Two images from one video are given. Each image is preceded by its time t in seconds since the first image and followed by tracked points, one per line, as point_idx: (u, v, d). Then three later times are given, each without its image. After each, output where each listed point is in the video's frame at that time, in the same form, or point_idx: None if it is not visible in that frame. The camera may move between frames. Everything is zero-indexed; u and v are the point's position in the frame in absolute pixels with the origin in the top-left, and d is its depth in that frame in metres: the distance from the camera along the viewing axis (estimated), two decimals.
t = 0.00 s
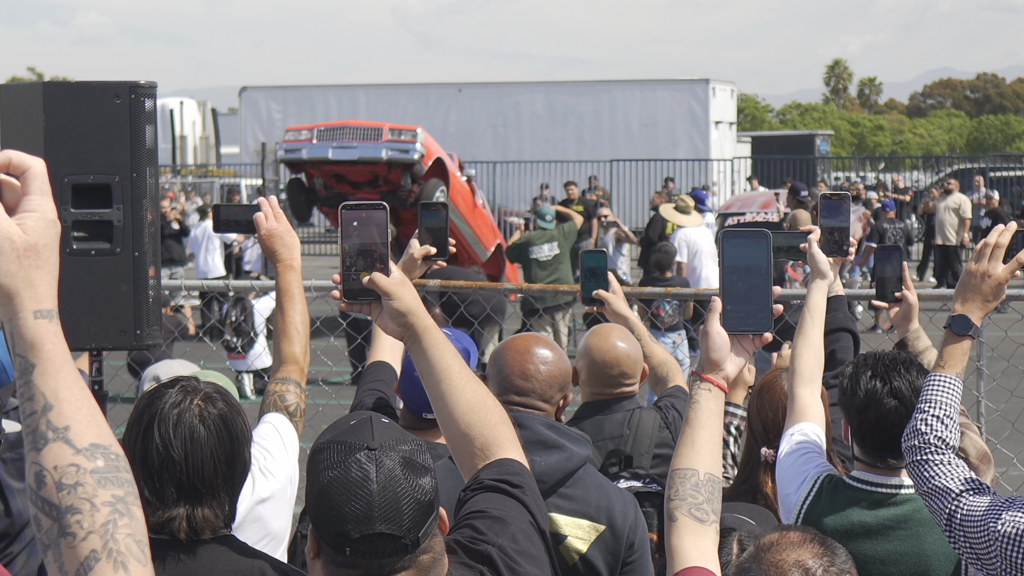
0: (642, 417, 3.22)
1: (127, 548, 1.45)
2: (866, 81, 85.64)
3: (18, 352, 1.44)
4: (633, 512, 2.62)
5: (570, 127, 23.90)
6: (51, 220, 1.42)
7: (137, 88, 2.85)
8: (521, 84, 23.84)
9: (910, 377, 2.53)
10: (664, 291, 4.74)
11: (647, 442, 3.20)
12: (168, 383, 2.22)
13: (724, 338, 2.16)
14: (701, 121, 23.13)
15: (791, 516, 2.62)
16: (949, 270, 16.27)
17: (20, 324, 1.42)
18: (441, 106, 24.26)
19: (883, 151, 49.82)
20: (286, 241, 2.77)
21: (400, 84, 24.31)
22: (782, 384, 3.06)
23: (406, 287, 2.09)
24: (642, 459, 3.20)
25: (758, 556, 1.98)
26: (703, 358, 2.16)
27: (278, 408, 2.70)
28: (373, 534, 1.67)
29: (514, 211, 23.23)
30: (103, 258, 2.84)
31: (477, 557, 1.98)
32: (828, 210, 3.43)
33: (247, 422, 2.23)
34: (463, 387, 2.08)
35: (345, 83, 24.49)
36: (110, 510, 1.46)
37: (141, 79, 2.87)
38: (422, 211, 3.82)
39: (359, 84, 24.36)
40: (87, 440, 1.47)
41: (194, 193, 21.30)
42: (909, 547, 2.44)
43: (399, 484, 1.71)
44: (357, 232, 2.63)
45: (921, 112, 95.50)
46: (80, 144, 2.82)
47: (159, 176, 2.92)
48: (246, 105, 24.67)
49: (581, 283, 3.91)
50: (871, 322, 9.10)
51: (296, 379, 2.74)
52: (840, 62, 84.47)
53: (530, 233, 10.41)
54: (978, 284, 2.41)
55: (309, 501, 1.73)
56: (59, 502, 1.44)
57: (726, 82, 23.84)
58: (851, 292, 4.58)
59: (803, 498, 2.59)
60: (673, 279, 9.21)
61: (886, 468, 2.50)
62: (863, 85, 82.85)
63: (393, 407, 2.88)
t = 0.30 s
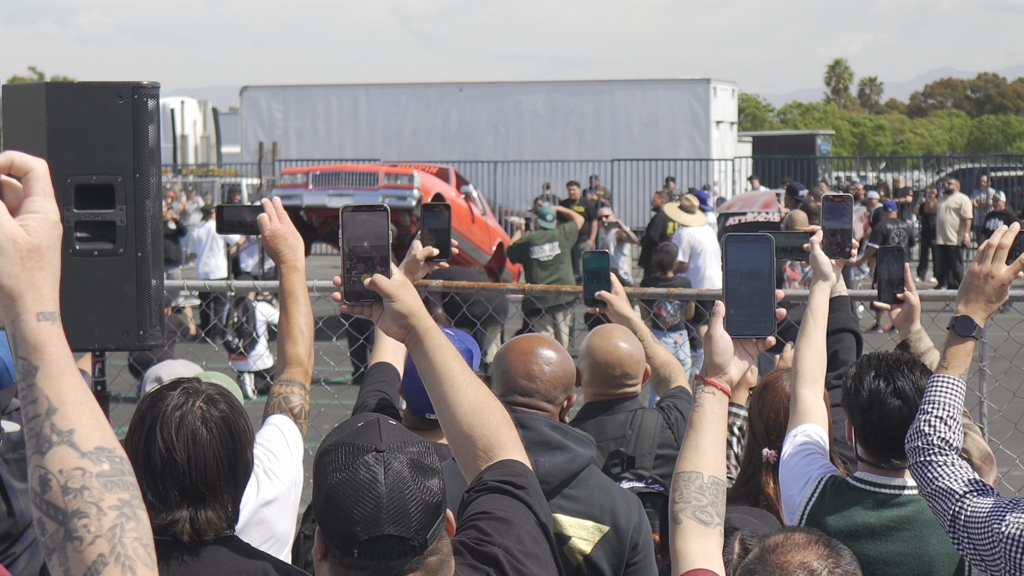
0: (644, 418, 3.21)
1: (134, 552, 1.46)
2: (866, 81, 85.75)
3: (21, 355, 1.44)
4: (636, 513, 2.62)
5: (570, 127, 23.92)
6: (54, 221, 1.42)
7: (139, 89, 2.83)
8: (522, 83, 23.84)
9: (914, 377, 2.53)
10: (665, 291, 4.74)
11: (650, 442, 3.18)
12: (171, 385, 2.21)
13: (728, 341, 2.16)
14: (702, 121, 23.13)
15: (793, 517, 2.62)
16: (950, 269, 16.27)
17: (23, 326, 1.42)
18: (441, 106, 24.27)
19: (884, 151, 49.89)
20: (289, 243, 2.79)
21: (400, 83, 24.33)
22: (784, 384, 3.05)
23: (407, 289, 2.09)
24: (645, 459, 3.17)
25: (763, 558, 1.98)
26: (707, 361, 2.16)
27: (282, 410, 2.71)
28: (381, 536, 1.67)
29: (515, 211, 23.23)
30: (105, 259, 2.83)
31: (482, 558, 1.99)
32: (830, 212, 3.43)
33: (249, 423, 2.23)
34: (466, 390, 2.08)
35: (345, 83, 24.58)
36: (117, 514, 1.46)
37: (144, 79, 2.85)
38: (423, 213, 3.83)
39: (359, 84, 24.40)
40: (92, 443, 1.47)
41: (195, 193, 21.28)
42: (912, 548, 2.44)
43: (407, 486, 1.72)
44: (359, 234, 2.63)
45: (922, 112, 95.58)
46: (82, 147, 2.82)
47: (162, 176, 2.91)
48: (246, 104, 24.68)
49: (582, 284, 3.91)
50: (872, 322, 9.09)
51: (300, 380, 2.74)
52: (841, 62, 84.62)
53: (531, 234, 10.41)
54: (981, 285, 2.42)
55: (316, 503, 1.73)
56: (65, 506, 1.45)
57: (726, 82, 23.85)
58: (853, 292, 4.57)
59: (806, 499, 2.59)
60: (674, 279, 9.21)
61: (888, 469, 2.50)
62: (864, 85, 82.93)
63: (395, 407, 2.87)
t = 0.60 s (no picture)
0: (642, 419, 3.22)
1: (130, 554, 1.47)
2: (865, 82, 85.81)
3: (15, 355, 1.45)
4: (635, 514, 2.63)
5: (570, 128, 23.92)
6: (51, 221, 1.43)
7: (138, 90, 2.83)
8: (521, 84, 23.84)
9: (910, 376, 2.54)
10: (664, 292, 4.75)
11: (648, 442, 3.20)
12: (170, 386, 2.22)
13: (725, 342, 2.17)
14: (701, 121, 23.12)
15: (791, 517, 2.63)
16: (949, 269, 16.26)
17: (18, 325, 1.43)
18: (440, 107, 24.27)
19: (883, 151, 49.93)
20: (290, 245, 2.80)
21: (400, 85, 24.33)
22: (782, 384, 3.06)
23: (407, 292, 2.10)
24: (642, 459, 3.19)
25: (760, 557, 1.99)
26: (705, 362, 2.17)
27: (282, 411, 2.71)
28: (381, 536, 1.68)
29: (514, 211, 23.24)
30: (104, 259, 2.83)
31: (482, 558, 2.00)
32: (828, 213, 3.44)
33: (248, 424, 2.23)
34: (465, 392, 2.09)
35: (345, 84, 24.60)
36: (113, 516, 1.47)
37: (143, 80, 2.85)
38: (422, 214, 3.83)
39: (359, 85, 24.43)
40: (88, 444, 1.48)
41: (194, 194, 21.27)
42: (911, 548, 2.45)
43: (407, 486, 1.72)
44: (359, 237, 2.65)
45: (921, 112, 95.69)
46: (81, 149, 2.82)
47: (162, 177, 2.91)
48: (246, 105, 24.68)
49: (581, 285, 3.92)
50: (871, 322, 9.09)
51: (301, 382, 2.75)
52: (840, 62, 84.70)
53: (529, 235, 10.41)
54: (978, 284, 2.42)
55: (316, 503, 1.74)
56: (61, 508, 1.45)
57: (726, 83, 23.84)
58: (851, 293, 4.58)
59: (805, 499, 2.59)
60: (673, 280, 9.21)
61: (886, 468, 2.51)
62: (863, 86, 82.98)
63: (393, 408, 2.88)
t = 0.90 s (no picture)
0: (640, 417, 3.23)
1: (136, 559, 1.47)
2: (865, 81, 85.88)
3: (19, 361, 1.45)
4: (634, 514, 2.62)
5: (569, 127, 23.91)
6: (54, 225, 1.43)
7: (137, 89, 2.84)
8: (520, 84, 23.84)
9: (908, 375, 2.54)
10: (663, 291, 4.75)
11: (645, 442, 3.21)
12: (168, 385, 2.22)
13: (723, 340, 2.17)
14: (701, 121, 23.12)
15: (790, 516, 2.63)
16: (949, 269, 16.28)
17: (21, 330, 1.43)
18: (440, 106, 24.27)
19: (883, 151, 50.01)
20: (291, 244, 2.81)
21: (399, 84, 24.31)
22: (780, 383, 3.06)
23: (406, 292, 2.11)
24: (640, 459, 3.19)
25: (758, 556, 1.99)
26: (702, 360, 2.17)
27: (282, 411, 2.71)
28: (377, 533, 1.68)
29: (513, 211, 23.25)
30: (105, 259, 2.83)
31: (479, 557, 2.00)
32: (826, 212, 3.44)
33: (247, 424, 2.24)
34: (463, 392, 2.09)
35: (344, 84, 24.57)
36: (117, 521, 1.47)
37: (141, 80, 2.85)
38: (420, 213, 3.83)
39: (358, 85, 24.40)
40: (93, 449, 1.48)
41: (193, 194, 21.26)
42: (909, 546, 2.45)
43: (404, 484, 1.72)
44: (357, 236, 2.65)
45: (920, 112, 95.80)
46: (80, 148, 2.81)
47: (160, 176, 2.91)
48: (246, 105, 24.67)
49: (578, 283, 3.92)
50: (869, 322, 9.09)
51: (301, 382, 2.74)
52: (840, 61, 84.78)
53: (529, 234, 10.41)
54: (977, 282, 2.41)
55: (313, 501, 1.74)
56: (66, 513, 1.45)
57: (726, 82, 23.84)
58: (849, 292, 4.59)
59: (803, 497, 2.60)
60: (672, 279, 9.22)
61: (884, 467, 2.51)
62: (863, 85, 83.05)
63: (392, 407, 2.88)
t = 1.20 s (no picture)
0: (637, 417, 3.23)
1: (143, 555, 1.48)
2: (866, 82, 86.03)
3: (25, 358, 1.45)
4: (633, 514, 2.63)
5: (570, 128, 23.92)
6: (60, 223, 1.43)
7: (136, 90, 2.85)
8: (521, 84, 23.87)
9: (904, 375, 2.54)
10: (661, 292, 4.75)
11: (643, 442, 3.20)
12: (168, 385, 2.22)
13: (722, 340, 2.16)
14: (701, 122, 23.15)
15: (787, 516, 2.64)
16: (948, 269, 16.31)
17: (25, 328, 1.43)
18: (440, 107, 24.29)
19: (883, 152, 50.09)
20: (289, 244, 2.81)
21: (400, 85, 24.31)
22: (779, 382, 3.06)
23: (406, 292, 2.12)
24: (638, 459, 3.19)
25: (757, 556, 1.99)
26: (701, 359, 2.17)
27: (282, 411, 2.72)
28: (376, 533, 1.68)
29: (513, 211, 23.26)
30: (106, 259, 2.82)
31: (477, 556, 1.99)
32: (825, 214, 3.44)
33: (247, 424, 2.24)
34: (463, 392, 2.09)
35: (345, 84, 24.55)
36: (125, 517, 1.48)
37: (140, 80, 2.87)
38: (418, 214, 3.84)
39: (358, 86, 24.38)
40: (99, 447, 1.49)
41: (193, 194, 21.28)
42: (905, 546, 2.45)
43: (402, 483, 1.72)
44: (356, 236, 2.66)
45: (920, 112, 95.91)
46: (80, 147, 2.81)
47: (158, 177, 2.92)
48: (246, 105, 24.70)
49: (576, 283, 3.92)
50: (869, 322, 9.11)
51: (300, 382, 2.74)
52: (841, 62, 84.92)
53: (529, 235, 10.42)
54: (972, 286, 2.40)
55: (311, 500, 1.74)
56: (73, 510, 1.46)
57: (726, 83, 23.86)
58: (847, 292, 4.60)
59: (800, 499, 2.60)
60: (672, 279, 9.23)
61: (879, 467, 2.51)
62: (864, 86, 83.20)
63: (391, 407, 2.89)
